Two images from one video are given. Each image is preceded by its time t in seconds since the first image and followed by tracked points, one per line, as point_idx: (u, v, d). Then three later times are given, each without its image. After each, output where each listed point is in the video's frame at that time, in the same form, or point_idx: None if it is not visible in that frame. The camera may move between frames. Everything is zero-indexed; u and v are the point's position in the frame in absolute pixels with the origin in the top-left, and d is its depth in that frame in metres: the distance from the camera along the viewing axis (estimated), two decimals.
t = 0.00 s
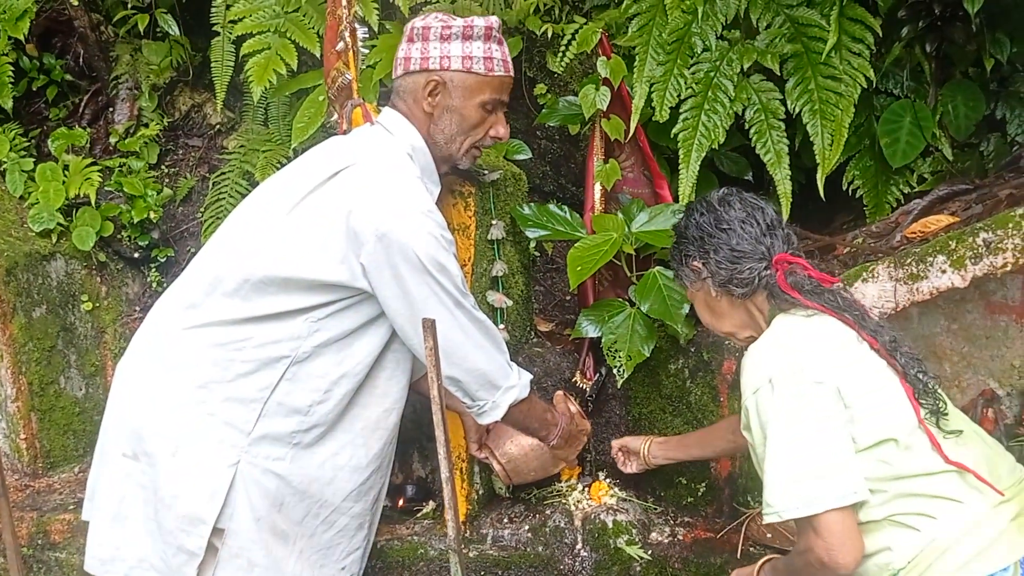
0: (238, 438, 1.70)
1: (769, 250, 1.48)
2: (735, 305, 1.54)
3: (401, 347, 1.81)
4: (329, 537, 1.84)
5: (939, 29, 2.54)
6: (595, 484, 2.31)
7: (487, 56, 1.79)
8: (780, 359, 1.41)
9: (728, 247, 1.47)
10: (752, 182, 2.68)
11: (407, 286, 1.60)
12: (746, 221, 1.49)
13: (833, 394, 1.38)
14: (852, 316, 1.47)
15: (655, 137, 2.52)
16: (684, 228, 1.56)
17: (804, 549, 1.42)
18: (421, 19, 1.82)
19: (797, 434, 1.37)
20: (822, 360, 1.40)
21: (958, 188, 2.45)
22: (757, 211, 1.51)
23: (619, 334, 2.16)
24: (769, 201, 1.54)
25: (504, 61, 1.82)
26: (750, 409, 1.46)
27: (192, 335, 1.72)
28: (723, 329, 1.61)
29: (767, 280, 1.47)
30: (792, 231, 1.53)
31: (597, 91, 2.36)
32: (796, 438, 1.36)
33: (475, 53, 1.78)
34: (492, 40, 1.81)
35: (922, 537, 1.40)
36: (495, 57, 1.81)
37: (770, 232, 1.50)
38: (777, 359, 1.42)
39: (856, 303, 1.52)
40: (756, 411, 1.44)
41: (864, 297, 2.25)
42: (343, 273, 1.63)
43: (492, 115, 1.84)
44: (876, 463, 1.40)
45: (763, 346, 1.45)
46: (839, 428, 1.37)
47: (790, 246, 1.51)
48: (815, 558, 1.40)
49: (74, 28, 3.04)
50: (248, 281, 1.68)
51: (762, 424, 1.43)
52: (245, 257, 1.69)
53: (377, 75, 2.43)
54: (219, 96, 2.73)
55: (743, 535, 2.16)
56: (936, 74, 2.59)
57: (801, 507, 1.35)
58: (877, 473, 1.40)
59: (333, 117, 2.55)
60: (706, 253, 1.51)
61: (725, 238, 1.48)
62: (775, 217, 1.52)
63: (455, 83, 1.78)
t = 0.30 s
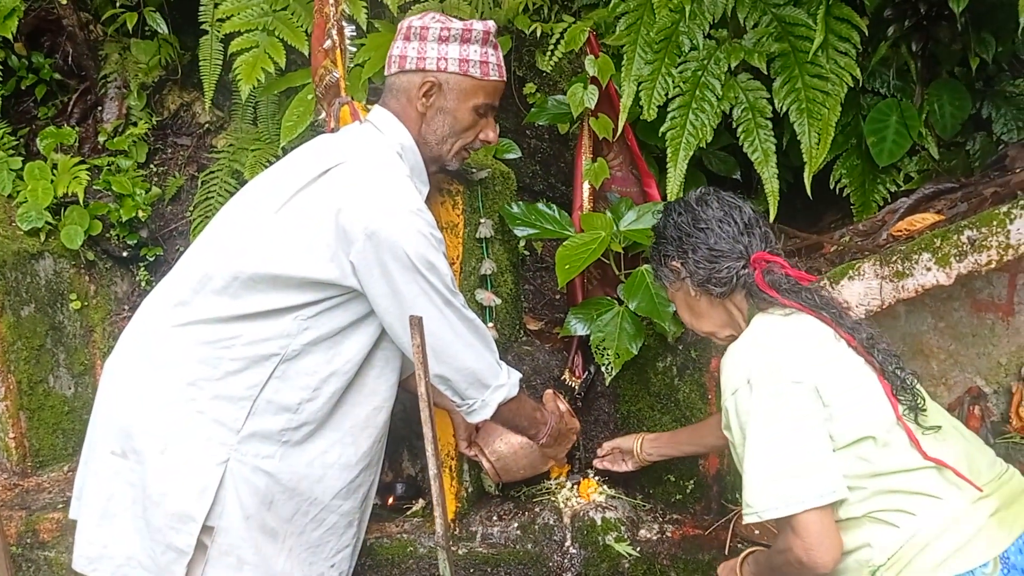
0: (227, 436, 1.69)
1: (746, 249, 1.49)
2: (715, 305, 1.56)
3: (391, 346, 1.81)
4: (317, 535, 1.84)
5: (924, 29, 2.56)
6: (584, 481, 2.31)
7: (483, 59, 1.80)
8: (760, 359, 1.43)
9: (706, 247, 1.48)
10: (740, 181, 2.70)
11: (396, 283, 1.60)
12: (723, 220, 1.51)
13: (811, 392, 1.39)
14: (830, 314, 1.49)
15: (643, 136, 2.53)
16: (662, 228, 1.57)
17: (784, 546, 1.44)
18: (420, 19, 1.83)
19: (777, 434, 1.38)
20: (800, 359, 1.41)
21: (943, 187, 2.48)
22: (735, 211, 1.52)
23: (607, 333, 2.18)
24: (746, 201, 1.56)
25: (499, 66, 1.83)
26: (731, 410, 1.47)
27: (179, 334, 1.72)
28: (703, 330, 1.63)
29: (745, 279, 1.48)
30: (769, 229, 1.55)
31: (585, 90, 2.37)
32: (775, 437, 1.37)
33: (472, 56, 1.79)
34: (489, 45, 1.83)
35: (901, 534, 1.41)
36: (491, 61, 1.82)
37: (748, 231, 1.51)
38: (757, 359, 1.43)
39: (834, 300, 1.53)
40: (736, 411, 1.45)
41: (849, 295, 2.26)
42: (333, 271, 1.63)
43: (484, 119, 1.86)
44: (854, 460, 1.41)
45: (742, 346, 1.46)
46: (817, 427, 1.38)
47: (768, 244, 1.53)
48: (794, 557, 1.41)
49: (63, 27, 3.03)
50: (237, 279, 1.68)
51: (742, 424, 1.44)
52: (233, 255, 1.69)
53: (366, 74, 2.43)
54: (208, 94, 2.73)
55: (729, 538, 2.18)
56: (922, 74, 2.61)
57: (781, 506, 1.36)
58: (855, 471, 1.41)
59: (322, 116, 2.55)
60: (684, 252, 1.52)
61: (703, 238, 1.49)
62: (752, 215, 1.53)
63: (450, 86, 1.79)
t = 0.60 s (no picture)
0: (218, 437, 1.69)
1: (739, 245, 1.49)
2: (708, 300, 1.57)
3: (382, 346, 1.81)
4: (310, 535, 1.84)
5: (913, 28, 2.59)
6: (575, 480, 2.34)
7: (470, 57, 1.81)
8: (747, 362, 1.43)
9: (699, 242, 1.49)
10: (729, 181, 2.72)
11: (388, 283, 1.60)
12: (717, 215, 1.51)
13: (797, 395, 1.40)
14: (820, 313, 1.49)
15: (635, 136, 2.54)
16: (656, 222, 1.58)
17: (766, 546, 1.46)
18: (408, 18, 1.82)
19: (762, 436, 1.39)
20: (787, 361, 1.42)
21: (932, 186, 2.48)
22: (729, 204, 1.52)
23: (597, 332, 2.19)
24: (741, 194, 1.56)
25: (486, 62, 1.84)
26: (717, 411, 1.48)
27: (169, 335, 1.71)
28: (696, 324, 1.64)
29: (737, 275, 1.49)
30: (764, 224, 1.55)
31: (576, 90, 2.38)
32: (760, 439, 1.38)
33: (459, 54, 1.80)
34: (476, 43, 1.83)
35: (883, 539, 1.42)
36: (478, 59, 1.82)
37: (742, 225, 1.51)
38: (745, 361, 1.44)
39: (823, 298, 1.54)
40: (721, 412, 1.47)
41: (840, 294, 2.26)
42: (324, 272, 1.63)
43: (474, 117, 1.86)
44: (839, 463, 1.42)
45: (730, 347, 1.47)
46: (802, 430, 1.39)
47: (761, 239, 1.53)
48: (776, 559, 1.44)
49: (54, 27, 3.02)
50: (228, 280, 1.67)
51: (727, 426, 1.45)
52: (224, 256, 1.68)
53: (357, 75, 2.44)
54: (199, 95, 2.73)
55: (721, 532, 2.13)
56: (911, 74, 2.63)
57: (764, 508, 1.37)
58: (839, 475, 1.42)
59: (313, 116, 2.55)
60: (676, 247, 1.53)
61: (696, 233, 1.50)
62: (746, 210, 1.53)
63: (439, 84, 1.80)
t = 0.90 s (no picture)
0: (214, 437, 1.68)
1: (739, 231, 1.48)
2: (709, 287, 1.56)
3: (378, 344, 1.81)
4: (307, 535, 1.84)
5: (906, 25, 2.59)
6: (571, 479, 2.34)
7: (432, 36, 1.79)
8: (733, 365, 1.43)
9: (698, 227, 1.49)
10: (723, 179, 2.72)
11: (383, 281, 1.59)
12: (718, 199, 1.50)
13: (780, 399, 1.41)
14: (813, 307, 1.47)
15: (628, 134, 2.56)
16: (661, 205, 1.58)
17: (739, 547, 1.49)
18: (371, 18, 1.83)
19: (745, 441, 1.39)
20: (773, 365, 1.42)
21: (925, 182, 2.49)
22: (734, 188, 1.51)
23: (592, 330, 2.19)
24: (749, 177, 1.54)
25: (452, 37, 1.82)
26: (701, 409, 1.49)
27: (164, 335, 1.70)
28: (697, 309, 1.64)
29: (734, 263, 1.48)
30: (771, 210, 1.53)
31: (569, 88, 2.38)
32: (740, 443, 1.40)
33: (420, 36, 1.78)
34: (437, 20, 1.81)
35: (855, 551, 1.43)
36: (442, 36, 1.80)
37: (744, 211, 1.50)
38: (731, 364, 1.44)
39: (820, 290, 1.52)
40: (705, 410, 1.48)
41: (834, 291, 2.27)
42: (318, 270, 1.63)
43: (456, 95, 1.83)
44: (819, 470, 1.43)
45: (718, 345, 1.48)
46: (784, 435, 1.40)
47: (765, 225, 1.51)
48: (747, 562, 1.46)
49: (46, 27, 3.01)
50: (223, 279, 1.67)
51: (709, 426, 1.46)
52: (218, 255, 1.68)
53: (350, 74, 2.44)
54: (192, 95, 2.72)
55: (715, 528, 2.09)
56: (904, 71, 2.63)
57: (741, 512, 1.39)
58: (818, 481, 1.42)
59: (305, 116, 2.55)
60: (676, 230, 1.53)
61: (695, 217, 1.50)
62: (752, 193, 1.51)
63: (408, 70, 1.79)
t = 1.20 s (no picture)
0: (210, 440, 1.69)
1: (730, 220, 1.42)
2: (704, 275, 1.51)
3: (373, 346, 1.82)
4: (308, 538, 1.83)
5: (900, 27, 2.60)
6: (568, 480, 2.35)
7: (408, 36, 1.79)
8: (696, 371, 1.36)
9: (691, 214, 1.45)
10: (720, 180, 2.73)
11: (377, 285, 1.61)
12: (713, 184, 1.44)
13: (738, 413, 1.34)
14: (785, 306, 1.38)
15: (623, 136, 2.57)
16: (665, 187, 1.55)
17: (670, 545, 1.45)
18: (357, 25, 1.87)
19: (694, 454, 1.34)
20: (735, 377, 1.34)
21: (920, 184, 2.49)
22: (732, 172, 1.44)
23: (589, 332, 2.19)
24: (753, 158, 1.46)
25: (429, 34, 1.80)
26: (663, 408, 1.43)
27: (158, 340, 1.70)
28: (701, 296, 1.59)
29: (722, 253, 1.43)
30: (773, 194, 1.44)
31: (565, 90, 2.39)
32: (690, 452, 1.34)
33: (396, 38, 1.79)
34: (414, 18, 1.80)
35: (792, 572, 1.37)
36: (418, 34, 1.80)
37: (739, 197, 1.43)
38: (694, 370, 1.37)
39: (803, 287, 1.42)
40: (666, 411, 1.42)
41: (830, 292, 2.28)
42: (311, 274, 1.63)
43: (439, 92, 1.83)
44: (770, 487, 1.37)
45: (686, 347, 1.41)
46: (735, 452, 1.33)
47: (763, 211, 1.43)
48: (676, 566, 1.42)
49: (44, 32, 3.02)
50: (218, 284, 1.67)
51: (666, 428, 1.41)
52: (212, 260, 1.69)
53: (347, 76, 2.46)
54: (190, 98, 2.73)
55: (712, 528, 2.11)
56: (899, 72, 2.64)
57: (680, 519, 1.35)
58: (768, 498, 1.36)
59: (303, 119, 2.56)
60: (674, 216, 1.50)
61: (690, 204, 1.46)
62: (752, 177, 1.44)
63: (387, 71, 1.80)
